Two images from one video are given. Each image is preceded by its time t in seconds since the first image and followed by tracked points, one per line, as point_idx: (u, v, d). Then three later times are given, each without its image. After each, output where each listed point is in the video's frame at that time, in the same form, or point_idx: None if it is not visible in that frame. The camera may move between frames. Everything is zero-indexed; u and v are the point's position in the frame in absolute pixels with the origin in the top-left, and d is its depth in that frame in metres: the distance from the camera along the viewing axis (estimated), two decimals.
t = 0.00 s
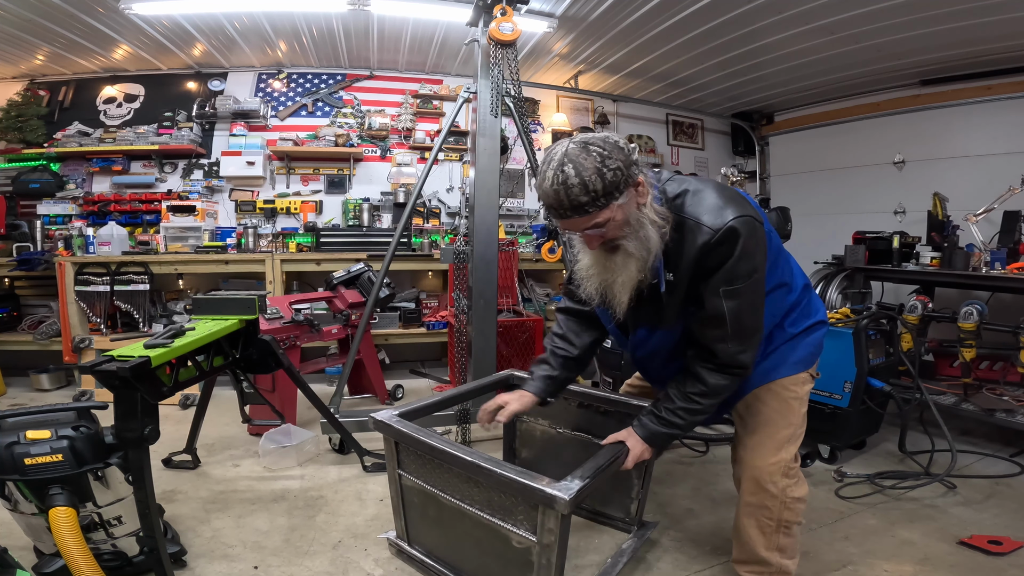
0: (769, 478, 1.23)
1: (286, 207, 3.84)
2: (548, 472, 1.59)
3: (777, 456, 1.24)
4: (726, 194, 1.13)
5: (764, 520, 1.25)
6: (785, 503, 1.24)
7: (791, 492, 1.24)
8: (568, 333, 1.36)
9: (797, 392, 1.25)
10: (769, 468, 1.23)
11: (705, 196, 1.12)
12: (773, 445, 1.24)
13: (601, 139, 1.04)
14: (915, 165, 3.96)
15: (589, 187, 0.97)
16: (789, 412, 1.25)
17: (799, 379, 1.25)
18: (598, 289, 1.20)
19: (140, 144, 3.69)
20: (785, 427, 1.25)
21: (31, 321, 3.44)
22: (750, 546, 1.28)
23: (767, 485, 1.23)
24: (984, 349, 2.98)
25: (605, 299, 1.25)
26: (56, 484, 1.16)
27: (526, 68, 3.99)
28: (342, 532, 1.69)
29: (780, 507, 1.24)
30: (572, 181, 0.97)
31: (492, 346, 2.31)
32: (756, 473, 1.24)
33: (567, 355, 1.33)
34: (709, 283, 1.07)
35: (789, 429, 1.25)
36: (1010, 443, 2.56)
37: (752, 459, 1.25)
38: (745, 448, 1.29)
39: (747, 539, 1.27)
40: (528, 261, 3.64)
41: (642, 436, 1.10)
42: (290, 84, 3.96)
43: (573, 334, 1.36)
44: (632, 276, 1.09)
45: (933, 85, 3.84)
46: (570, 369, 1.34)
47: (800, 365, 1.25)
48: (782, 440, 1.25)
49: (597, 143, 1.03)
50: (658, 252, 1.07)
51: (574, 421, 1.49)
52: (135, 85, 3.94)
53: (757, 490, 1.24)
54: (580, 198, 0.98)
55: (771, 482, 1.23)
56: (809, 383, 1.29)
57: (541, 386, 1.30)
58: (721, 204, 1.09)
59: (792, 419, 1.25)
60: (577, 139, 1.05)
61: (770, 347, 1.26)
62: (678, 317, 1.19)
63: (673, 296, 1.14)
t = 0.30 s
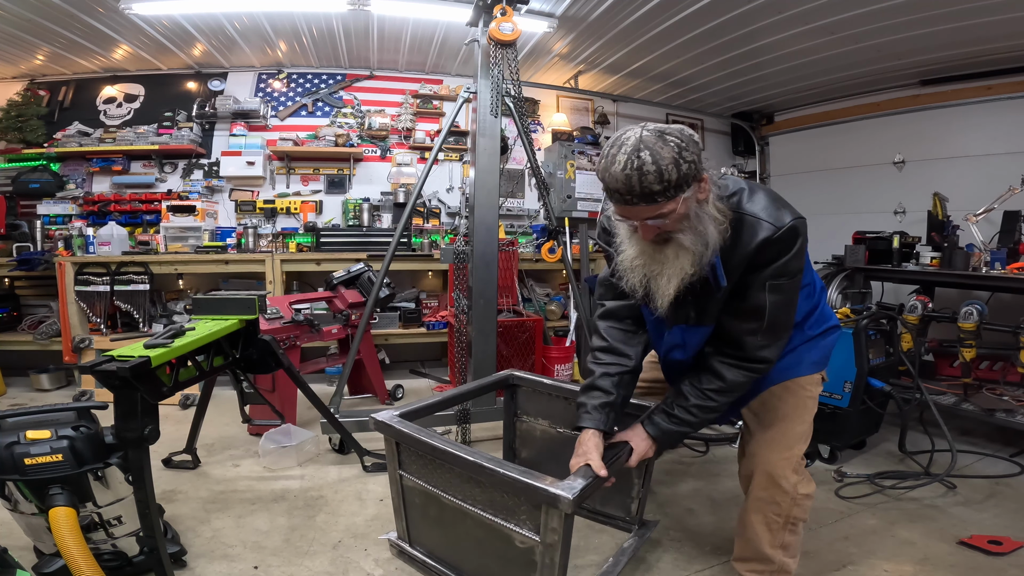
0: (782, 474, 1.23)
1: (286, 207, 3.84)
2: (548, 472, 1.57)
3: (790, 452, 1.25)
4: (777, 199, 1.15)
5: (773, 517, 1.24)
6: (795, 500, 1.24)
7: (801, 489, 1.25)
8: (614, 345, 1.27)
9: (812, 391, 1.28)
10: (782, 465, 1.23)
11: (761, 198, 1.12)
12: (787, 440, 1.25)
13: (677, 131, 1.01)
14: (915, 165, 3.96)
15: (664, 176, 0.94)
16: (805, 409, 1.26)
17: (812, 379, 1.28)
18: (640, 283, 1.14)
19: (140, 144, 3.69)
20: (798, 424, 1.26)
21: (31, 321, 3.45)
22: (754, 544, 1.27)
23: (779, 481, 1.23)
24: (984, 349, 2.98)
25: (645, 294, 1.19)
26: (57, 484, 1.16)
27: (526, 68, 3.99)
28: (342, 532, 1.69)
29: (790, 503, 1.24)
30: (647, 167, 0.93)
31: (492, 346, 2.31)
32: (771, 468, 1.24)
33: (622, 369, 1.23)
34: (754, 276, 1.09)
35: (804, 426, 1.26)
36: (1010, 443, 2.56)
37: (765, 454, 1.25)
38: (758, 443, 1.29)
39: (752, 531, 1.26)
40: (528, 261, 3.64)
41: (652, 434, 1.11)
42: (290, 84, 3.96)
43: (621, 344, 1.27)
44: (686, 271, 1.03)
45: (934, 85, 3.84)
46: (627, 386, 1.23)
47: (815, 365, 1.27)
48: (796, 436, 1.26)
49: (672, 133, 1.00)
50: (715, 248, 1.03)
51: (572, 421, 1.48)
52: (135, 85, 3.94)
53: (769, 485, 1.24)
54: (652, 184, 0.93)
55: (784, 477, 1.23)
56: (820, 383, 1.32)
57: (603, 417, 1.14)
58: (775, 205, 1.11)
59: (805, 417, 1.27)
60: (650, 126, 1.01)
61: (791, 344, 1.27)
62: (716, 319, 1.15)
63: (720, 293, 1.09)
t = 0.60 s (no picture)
0: (790, 485, 1.21)
1: (287, 207, 3.84)
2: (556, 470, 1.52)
3: (803, 463, 1.21)
4: (806, 202, 1.06)
5: (775, 524, 1.24)
6: (801, 509, 1.23)
7: (808, 498, 1.24)
8: (644, 347, 1.30)
9: (833, 400, 1.23)
10: (791, 475, 1.21)
11: (784, 203, 1.05)
12: (801, 451, 1.22)
13: (693, 132, 0.93)
14: (915, 165, 3.96)
15: (677, 190, 0.87)
16: (822, 417, 1.23)
17: (836, 384, 1.24)
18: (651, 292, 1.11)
19: (140, 144, 3.69)
20: (816, 435, 1.22)
21: (31, 321, 3.44)
22: (755, 548, 1.27)
23: (787, 492, 1.21)
24: (984, 349, 2.98)
25: (657, 301, 1.16)
26: (57, 484, 1.16)
27: (526, 68, 4.00)
28: (342, 532, 1.68)
29: (795, 513, 1.23)
30: (659, 181, 0.87)
31: (492, 347, 2.31)
32: (778, 476, 1.22)
33: (656, 368, 1.25)
34: (778, 294, 1.03)
35: (820, 435, 1.22)
36: (1010, 443, 2.56)
37: (775, 464, 1.23)
38: (768, 452, 1.26)
39: (753, 535, 1.26)
40: (528, 261, 3.64)
41: (684, 423, 1.17)
42: (290, 84, 3.96)
43: (652, 344, 1.30)
44: (699, 287, 0.99)
45: (933, 85, 3.84)
46: (664, 382, 1.25)
47: (840, 369, 1.23)
48: (812, 447, 1.22)
49: (687, 136, 0.91)
50: (731, 263, 0.98)
51: (578, 418, 1.44)
52: (135, 85, 3.94)
53: (775, 495, 1.22)
54: (663, 198, 0.87)
55: (792, 488, 1.21)
56: (846, 389, 1.28)
57: (649, 413, 1.16)
58: (802, 212, 1.03)
59: (824, 428, 1.23)
60: (663, 128, 0.93)
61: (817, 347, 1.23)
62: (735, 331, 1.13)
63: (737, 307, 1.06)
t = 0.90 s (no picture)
0: (798, 496, 1.20)
1: (287, 207, 3.84)
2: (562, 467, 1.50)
3: (814, 475, 1.19)
4: (832, 230, 1.00)
5: (779, 531, 1.24)
6: (806, 519, 1.22)
7: (815, 509, 1.23)
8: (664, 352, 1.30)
9: (848, 409, 1.19)
10: (799, 487, 1.19)
11: (811, 231, 0.99)
12: (813, 463, 1.19)
13: (723, 163, 0.83)
14: (915, 165, 3.96)
15: (702, 240, 0.79)
16: (836, 429, 1.19)
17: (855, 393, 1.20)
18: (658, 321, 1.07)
19: (140, 144, 3.69)
20: (829, 445, 1.19)
21: (31, 321, 3.44)
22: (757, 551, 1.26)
23: (794, 503, 1.20)
24: (983, 349, 2.98)
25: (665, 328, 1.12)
26: (57, 484, 1.16)
27: (526, 68, 4.00)
28: (342, 532, 1.68)
29: (799, 521, 1.22)
30: (683, 230, 0.78)
31: (492, 347, 2.31)
32: (785, 486, 1.20)
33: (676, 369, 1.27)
34: (802, 331, 0.99)
35: (832, 447, 1.19)
36: (1010, 443, 2.56)
37: (784, 475, 1.21)
38: (778, 461, 1.23)
39: (755, 539, 1.26)
40: (528, 261, 3.64)
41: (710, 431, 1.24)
42: (290, 84, 3.96)
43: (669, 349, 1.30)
44: (711, 326, 0.95)
45: (933, 85, 3.84)
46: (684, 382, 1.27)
47: (862, 377, 1.20)
48: (824, 458, 1.19)
49: (716, 170, 0.82)
50: (749, 303, 0.93)
51: (580, 416, 1.44)
52: (135, 85, 3.94)
53: (780, 505, 1.22)
54: (686, 248, 0.79)
55: (800, 499, 1.20)
56: (864, 396, 1.23)
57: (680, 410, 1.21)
58: (829, 245, 0.97)
59: (837, 438, 1.19)
60: (687, 158, 0.82)
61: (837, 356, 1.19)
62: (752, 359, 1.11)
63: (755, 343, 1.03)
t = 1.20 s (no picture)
0: (818, 495, 1.17)
1: (287, 207, 3.84)
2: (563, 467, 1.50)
3: (833, 473, 1.18)
4: (846, 166, 0.96)
5: (791, 530, 1.20)
6: (821, 518, 1.20)
7: (831, 508, 1.21)
8: (665, 351, 1.28)
9: (869, 407, 1.22)
10: (818, 486, 1.17)
11: (828, 171, 0.95)
12: (832, 461, 1.18)
13: (737, 112, 0.81)
14: (915, 165, 3.96)
15: (719, 182, 0.77)
16: (854, 428, 1.20)
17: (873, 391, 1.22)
18: (673, 284, 1.00)
19: (139, 144, 3.69)
20: (850, 445, 1.20)
21: (31, 321, 3.45)
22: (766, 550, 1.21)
23: (813, 502, 1.17)
24: (984, 349, 2.98)
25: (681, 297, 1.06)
26: (56, 484, 1.16)
27: (526, 68, 4.00)
28: (342, 532, 1.68)
29: (814, 520, 1.20)
30: (699, 172, 0.76)
31: (492, 347, 2.31)
32: (807, 489, 1.17)
33: (679, 373, 1.24)
34: (851, 279, 0.94)
35: (850, 445, 1.20)
36: (1010, 443, 2.56)
37: (805, 474, 1.18)
38: (799, 460, 1.20)
39: (767, 541, 1.21)
40: (528, 260, 3.64)
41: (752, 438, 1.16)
42: (290, 84, 3.96)
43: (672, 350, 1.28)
44: (734, 280, 0.90)
45: (933, 85, 3.84)
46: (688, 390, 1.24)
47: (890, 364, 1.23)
48: (842, 457, 1.19)
49: (730, 118, 0.80)
50: (776, 253, 0.89)
51: (580, 416, 1.44)
52: (135, 85, 3.94)
53: (798, 504, 1.18)
54: (704, 193, 0.77)
55: (819, 499, 1.17)
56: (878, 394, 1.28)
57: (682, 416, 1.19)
58: (850, 180, 0.93)
59: (856, 438, 1.21)
60: (700, 106, 0.80)
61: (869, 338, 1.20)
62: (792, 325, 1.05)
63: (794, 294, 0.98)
